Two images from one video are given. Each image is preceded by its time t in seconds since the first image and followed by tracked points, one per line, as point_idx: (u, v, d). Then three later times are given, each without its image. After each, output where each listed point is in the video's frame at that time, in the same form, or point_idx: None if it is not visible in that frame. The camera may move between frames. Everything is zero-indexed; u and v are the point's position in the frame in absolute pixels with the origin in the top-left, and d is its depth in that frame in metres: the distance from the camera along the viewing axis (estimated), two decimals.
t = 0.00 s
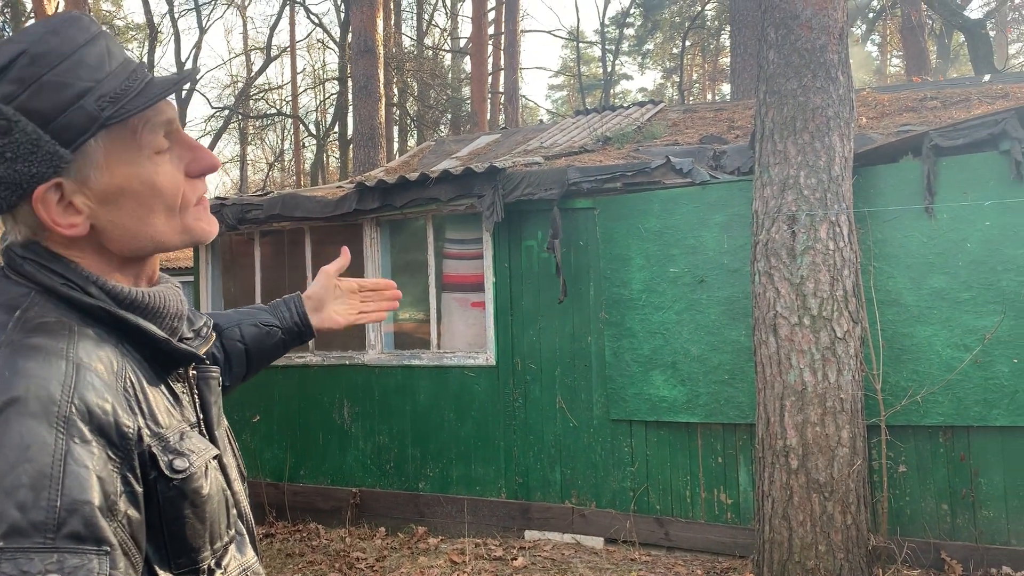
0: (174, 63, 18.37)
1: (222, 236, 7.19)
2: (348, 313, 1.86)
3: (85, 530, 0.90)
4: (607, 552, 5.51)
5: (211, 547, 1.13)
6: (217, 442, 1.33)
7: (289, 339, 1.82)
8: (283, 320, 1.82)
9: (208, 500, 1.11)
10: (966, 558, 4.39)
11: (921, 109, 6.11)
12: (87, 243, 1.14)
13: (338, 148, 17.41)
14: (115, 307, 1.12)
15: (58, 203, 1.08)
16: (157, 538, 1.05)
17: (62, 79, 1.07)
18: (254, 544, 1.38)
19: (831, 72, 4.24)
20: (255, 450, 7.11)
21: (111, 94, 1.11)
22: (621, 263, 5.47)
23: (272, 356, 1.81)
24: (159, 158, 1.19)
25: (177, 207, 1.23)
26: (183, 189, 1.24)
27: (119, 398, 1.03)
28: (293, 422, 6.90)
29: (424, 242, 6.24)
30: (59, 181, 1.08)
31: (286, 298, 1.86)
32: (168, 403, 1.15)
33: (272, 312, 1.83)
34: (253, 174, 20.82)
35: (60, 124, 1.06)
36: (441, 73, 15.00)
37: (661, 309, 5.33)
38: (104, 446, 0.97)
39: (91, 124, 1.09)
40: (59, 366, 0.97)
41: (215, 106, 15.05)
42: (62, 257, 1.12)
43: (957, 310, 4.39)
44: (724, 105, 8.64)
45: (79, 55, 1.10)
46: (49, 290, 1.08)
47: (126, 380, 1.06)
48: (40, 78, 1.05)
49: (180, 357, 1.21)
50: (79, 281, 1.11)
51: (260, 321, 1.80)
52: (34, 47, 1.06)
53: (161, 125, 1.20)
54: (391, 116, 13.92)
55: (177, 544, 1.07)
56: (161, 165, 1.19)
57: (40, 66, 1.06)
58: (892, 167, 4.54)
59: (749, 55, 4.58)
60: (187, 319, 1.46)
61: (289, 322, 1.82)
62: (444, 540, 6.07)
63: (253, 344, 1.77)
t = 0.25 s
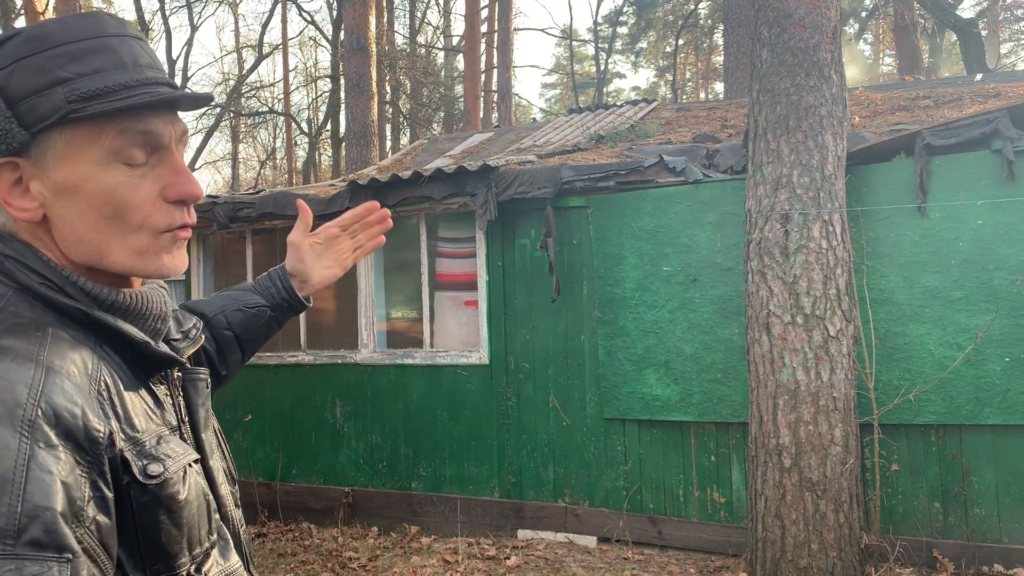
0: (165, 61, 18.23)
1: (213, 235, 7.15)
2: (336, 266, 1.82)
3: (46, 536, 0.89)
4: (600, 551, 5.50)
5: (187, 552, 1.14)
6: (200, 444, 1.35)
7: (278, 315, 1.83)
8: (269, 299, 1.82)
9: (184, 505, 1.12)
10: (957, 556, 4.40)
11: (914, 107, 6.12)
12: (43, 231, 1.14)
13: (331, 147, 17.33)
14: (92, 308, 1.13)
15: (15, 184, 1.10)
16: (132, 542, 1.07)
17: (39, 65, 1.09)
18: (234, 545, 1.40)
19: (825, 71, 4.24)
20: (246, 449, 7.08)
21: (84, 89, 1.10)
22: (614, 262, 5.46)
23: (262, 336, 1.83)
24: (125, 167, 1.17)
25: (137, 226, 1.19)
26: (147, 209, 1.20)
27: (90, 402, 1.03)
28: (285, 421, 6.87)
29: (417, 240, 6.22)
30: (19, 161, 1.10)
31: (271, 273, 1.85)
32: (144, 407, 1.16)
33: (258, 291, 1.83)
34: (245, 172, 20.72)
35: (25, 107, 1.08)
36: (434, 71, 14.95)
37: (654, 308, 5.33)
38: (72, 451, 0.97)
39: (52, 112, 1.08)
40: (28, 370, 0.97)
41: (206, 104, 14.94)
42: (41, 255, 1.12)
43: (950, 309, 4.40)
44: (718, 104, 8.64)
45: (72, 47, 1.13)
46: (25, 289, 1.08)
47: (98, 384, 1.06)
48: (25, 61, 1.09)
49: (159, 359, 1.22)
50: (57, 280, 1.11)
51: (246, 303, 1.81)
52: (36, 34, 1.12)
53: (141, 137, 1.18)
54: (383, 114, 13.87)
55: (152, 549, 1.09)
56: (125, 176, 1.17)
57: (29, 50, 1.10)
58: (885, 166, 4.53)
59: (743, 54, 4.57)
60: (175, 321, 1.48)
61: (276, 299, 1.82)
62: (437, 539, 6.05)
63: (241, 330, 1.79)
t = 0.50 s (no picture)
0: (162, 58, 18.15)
1: (211, 233, 7.14)
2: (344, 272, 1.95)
3: (9, 540, 0.92)
4: (598, 550, 5.50)
5: (171, 559, 1.17)
6: (192, 447, 1.38)
7: (302, 319, 1.88)
8: (295, 302, 1.87)
9: (166, 512, 1.15)
10: (955, 554, 4.41)
11: (913, 106, 6.12)
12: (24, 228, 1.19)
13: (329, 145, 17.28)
14: (81, 312, 1.18)
15: (3, 179, 1.16)
16: (110, 547, 1.10)
17: (42, 73, 1.15)
18: (226, 551, 1.42)
19: (823, 69, 4.24)
20: (244, 448, 7.08)
21: (75, 106, 1.14)
22: (612, 261, 5.46)
23: (286, 339, 1.87)
24: (100, 187, 1.19)
25: (103, 246, 1.19)
26: (117, 232, 1.20)
27: (69, 404, 1.07)
28: (282, 420, 6.86)
29: (414, 239, 6.21)
30: (8, 160, 1.16)
31: (294, 279, 1.91)
32: (130, 412, 1.20)
33: (283, 295, 1.88)
34: (242, 170, 20.65)
35: (17, 111, 1.14)
36: (432, 69, 14.91)
37: (651, 307, 5.33)
38: (43, 453, 1.00)
39: (38, 122, 1.13)
40: (7, 370, 1.01)
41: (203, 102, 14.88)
42: (35, 254, 1.16)
43: (947, 307, 4.40)
44: (716, 102, 8.63)
45: (78, 60, 1.16)
46: (17, 286, 1.13)
47: (80, 386, 1.10)
48: (33, 66, 1.15)
49: (146, 362, 1.26)
50: (49, 280, 1.16)
51: (273, 305, 1.85)
52: (52, 39, 1.16)
53: (122, 162, 1.19)
54: (381, 111, 13.82)
55: (130, 555, 1.11)
56: (98, 196, 1.18)
57: (42, 54, 1.16)
58: (883, 164, 4.54)
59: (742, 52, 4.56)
60: (181, 322, 1.49)
61: (301, 303, 1.88)
62: (435, 538, 6.04)
63: (270, 329, 1.83)
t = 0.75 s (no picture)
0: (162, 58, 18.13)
1: (211, 232, 7.13)
2: (361, 324, 2.05)
3: None
4: (599, 549, 5.50)
5: (167, 559, 1.17)
6: (196, 448, 1.38)
7: (314, 358, 1.94)
8: (310, 341, 1.94)
9: (164, 512, 1.15)
10: (955, 553, 4.41)
11: (913, 105, 6.12)
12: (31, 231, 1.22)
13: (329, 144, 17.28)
14: (86, 309, 1.20)
15: (8, 183, 1.19)
16: (105, 544, 1.10)
17: (39, 78, 1.15)
18: (226, 555, 1.42)
19: (823, 68, 4.24)
20: (244, 448, 7.08)
21: (70, 111, 1.15)
22: (612, 260, 5.46)
23: (297, 374, 1.92)
24: (98, 190, 1.20)
25: (102, 248, 1.20)
26: (116, 234, 1.21)
27: (69, 399, 1.08)
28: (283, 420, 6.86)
29: (415, 238, 6.21)
30: (12, 164, 1.18)
31: (311, 321, 1.99)
32: (132, 411, 1.21)
33: (299, 332, 1.94)
34: (243, 170, 20.64)
35: (16, 116, 1.15)
36: (432, 68, 14.90)
37: (652, 306, 5.33)
38: (39, 446, 1.02)
39: (35, 128, 1.14)
40: (8, 363, 1.03)
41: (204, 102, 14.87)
42: (42, 253, 1.20)
43: (948, 307, 4.40)
44: (717, 101, 8.62)
45: (73, 66, 1.17)
46: (24, 282, 1.16)
47: (82, 382, 1.12)
48: (29, 72, 1.16)
49: (150, 361, 1.27)
50: (55, 277, 1.19)
51: (290, 339, 1.91)
52: (45, 43, 1.16)
53: (119, 165, 1.20)
54: (382, 111, 13.82)
55: (126, 554, 1.12)
56: (97, 199, 1.19)
57: (37, 59, 1.16)
58: (884, 164, 4.53)
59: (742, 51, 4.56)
60: (192, 324, 1.50)
61: (315, 343, 1.95)
62: (435, 537, 6.04)
63: (283, 361, 1.87)
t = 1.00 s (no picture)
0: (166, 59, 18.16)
1: (215, 234, 7.15)
2: (373, 321, 2.07)
3: None
4: (602, 549, 5.50)
5: (169, 558, 1.17)
6: (199, 448, 1.38)
7: (325, 356, 1.95)
8: (319, 339, 1.94)
9: (167, 510, 1.16)
10: (959, 553, 4.41)
11: (916, 105, 6.11)
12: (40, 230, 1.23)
13: (332, 145, 17.30)
14: (91, 308, 1.20)
15: (16, 182, 1.21)
16: (108, 543, 1.11)
17: (46, 78, 1.17)
18: (229, 555, 1.43)
19: (825, 68, 4.23)
20: (248, 448, 7.09)
21: (77, 109, 1.16)
22: (615, 260, 5.46)
23: (308, 373, 1.92)
24: (105, 188, 1.21)
25: (109, 245, 1.21)
26: (122, 231, 1.22)
27: (72, 397, 1.09)
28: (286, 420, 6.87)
29: (418, 238, 6.22)
30: (21, 163, 1.20)
31: (321, 318, 1.99)
32: (135, 410, 1.21)
33: (309, 331, 1.95)
34: (246, 171, 20.68)
35: (24, 116, 1.17)
36: (435, 69, 14.90)
37: (654, 307, 5.33)
38: (42, 444, 1.03)
39: (42, 127, 1.16)
40: (13, 361, 1.04)
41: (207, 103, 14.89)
42: (50, 253, 1.21)
43: (951, 306, 4.40)
44: (719, 101, 8.62)
45: (79, 65, 1.18)
46: (30, 281, 1.17)
47: (85, 381, 1.13)
48: (36, 72, 1.17)
49: (155, 360, 1.27)
50: (60, 276, 1.19)
51: (299, 338, 1.92)
52: (52, 44, 1.18)
53: (125, 163, 1.22)
54: (384, 112, 13.83)
55: (128, 552, 1.12)
56: (104, 196, 1.21)
57: (44, 60, 1.17)
58: (886, 163, 4.53)
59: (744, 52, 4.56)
60: (197, 325, 1.51)
61: (325, 341, 1.95)
62: (438, 537, 6.06)
63: (293, 360, 1.88)
